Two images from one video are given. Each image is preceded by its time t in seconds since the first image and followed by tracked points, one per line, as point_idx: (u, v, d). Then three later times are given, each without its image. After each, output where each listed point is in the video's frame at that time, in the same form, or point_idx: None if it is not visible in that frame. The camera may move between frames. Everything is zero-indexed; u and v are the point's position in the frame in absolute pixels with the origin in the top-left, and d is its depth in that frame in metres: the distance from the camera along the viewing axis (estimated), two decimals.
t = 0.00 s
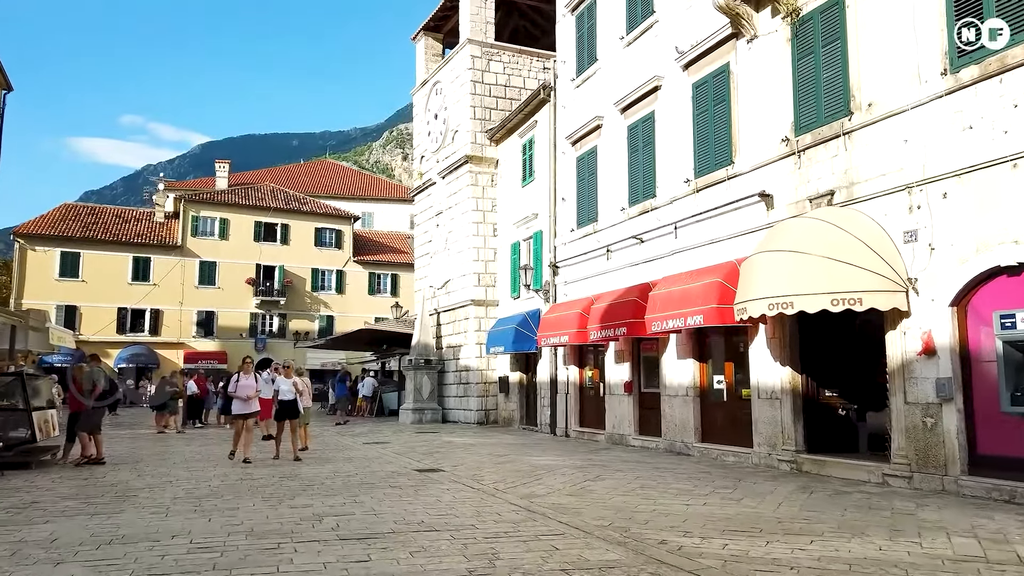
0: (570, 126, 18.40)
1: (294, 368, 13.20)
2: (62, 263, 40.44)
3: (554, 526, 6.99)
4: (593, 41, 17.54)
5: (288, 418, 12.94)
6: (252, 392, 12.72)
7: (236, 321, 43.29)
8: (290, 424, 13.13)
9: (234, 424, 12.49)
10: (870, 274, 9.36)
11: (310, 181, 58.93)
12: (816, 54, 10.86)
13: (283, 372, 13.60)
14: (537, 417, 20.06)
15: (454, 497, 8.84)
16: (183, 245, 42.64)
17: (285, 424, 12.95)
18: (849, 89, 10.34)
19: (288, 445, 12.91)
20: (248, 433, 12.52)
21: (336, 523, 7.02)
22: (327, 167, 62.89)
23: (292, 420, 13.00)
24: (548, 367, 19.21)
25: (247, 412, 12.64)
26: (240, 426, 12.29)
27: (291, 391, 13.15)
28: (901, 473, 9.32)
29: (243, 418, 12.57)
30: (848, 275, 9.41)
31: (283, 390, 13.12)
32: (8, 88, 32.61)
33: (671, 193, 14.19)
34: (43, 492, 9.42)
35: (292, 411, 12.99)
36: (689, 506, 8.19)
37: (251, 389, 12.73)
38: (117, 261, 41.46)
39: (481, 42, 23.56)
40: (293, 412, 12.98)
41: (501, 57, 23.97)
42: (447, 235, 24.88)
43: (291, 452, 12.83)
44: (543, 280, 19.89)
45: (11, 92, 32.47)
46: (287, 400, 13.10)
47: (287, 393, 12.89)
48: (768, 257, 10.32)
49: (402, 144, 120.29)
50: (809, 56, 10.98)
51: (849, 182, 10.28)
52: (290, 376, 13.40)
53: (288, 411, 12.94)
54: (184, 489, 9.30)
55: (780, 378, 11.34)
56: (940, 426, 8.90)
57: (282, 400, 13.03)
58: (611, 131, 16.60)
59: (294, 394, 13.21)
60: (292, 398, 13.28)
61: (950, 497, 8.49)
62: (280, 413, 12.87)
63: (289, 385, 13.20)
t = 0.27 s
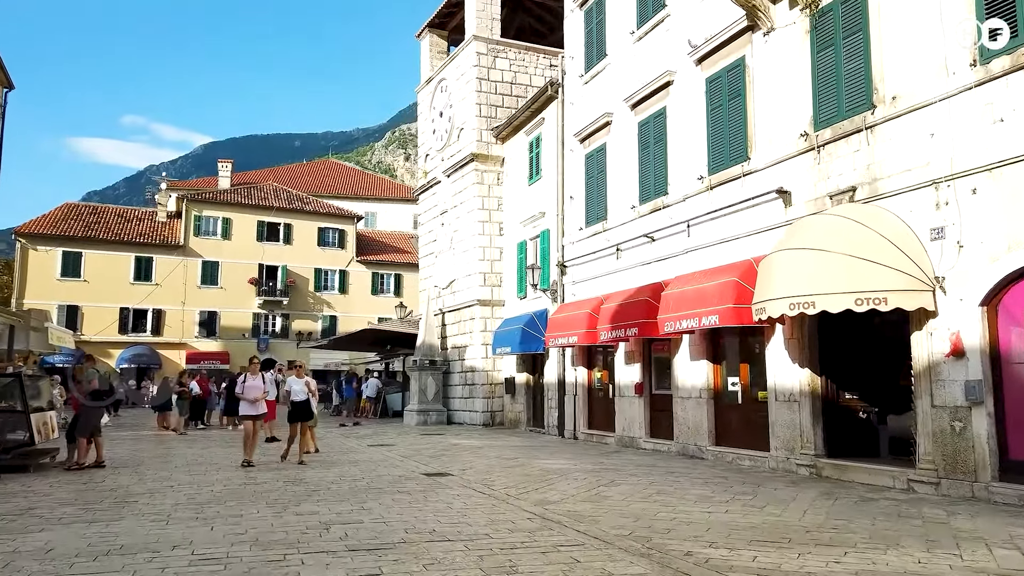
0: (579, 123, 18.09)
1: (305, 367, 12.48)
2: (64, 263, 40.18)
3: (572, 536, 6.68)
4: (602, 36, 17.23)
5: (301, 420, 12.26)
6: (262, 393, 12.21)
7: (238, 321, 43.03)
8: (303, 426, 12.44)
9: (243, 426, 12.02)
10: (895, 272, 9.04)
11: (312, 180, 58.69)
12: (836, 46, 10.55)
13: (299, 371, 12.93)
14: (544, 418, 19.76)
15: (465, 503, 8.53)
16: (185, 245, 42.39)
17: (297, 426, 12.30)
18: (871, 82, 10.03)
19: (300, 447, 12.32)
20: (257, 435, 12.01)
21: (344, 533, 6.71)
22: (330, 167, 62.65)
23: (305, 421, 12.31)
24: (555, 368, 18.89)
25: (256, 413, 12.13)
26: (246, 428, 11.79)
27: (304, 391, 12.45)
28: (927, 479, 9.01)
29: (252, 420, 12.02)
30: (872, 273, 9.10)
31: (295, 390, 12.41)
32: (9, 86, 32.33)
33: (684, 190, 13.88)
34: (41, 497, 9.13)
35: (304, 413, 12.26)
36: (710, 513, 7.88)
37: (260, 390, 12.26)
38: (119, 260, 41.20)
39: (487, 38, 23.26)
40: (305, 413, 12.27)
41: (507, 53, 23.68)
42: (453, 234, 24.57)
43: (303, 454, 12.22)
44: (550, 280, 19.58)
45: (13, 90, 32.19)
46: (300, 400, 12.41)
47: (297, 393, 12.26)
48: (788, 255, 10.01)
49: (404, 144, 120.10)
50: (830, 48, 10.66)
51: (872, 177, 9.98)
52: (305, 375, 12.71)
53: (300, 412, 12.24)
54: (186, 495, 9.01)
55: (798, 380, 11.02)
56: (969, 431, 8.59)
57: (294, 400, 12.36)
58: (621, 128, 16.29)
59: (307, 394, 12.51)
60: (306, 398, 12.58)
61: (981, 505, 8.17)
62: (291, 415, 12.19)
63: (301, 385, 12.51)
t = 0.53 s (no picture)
0: (587, 118, 17.79)
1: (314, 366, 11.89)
2: (66, 262, 39.96)
3: (592, 541, 6.38)
4: (610, 29, 16.93)
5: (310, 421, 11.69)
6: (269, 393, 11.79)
7: (240, 321, 42.77)
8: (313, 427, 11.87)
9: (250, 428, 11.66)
10: (922, 267, 8.73)
11: (315, 180, 58.44)
12: (857, 34, 10.23)
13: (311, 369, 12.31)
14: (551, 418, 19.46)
15: (476, 506, 8.22)
16: (187, 244, 42.15)
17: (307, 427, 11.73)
18: (894, 71, 9.72)
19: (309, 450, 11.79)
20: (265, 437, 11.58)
21: (352, 538, 6.42)
22: (334, 166, 62.41)
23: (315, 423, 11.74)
24: (563, 367, 18.59)
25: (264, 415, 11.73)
26: (252, 431, 11.41)
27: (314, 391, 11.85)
28: (955, 481, 8.70)
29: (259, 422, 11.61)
30: (898, 267, 8.79)
31: (305, 390, 11.81)
32: (9, 83, 32.09)
33: (696, 184, 13.58)
34: (38, 499, 8.84)
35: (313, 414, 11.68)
36: (732, 516, 7.58)
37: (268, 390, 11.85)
38: (121, 259, 40.96)
39: (493, 33, 22.97)
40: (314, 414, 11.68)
41: (513, 49, 23.38)
42: (458, 232, 24.27)
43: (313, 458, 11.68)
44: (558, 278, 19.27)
45: (13, 88, 31.92)
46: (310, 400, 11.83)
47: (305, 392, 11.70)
48: (810, 249, 9.71)
49: (406, 144, 119.96)
50: (850, 37, 10.35)
51: (895, 169, 9.67)
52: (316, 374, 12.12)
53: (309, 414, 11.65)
54: (188, 497, 8.72)
55: (818, 379, 10.72)
56: (999, 430, 8.30)
57: (303, 401, 11.81)
58: (631, 122, 15.99)
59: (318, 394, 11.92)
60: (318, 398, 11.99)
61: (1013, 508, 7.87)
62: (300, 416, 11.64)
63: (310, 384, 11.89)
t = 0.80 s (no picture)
0: (597, 113, 17.44)
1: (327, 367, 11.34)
2: (68, 262, 39.69)
3: (619, 554, 6.03)
4: (622, 23, 16.57)
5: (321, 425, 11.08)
6: (279, 395, 11.43)
7: (244, 321, 42.47)
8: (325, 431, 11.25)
9: (259, 429, 11.33)
10: (957, 264, 8.37)
11: (319, 179, 58.17)
12: (884, 23, 9.87)
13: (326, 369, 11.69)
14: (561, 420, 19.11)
15: (492, 514, 7.87)
16: (191, 244, 41.89)
17: (317, 431, 11.14)
18: (924, 60, 9.36)
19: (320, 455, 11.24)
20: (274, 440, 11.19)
21: (365, 550, 6.08)
22: (338, 165, 62.10)
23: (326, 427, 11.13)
24: (573, 368, 18.24)
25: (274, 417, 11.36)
26: (259, 433, 11.07)
27: (326, 394, 11.28)
28: (991, 487, 8.34)
29: (267, 423, 11.24)
30: (931, 264, 8.44)
31: (317, 392, 11.23)
32: (11, 82, 31.81)
33: (713, 180, 13.23)
34: (36, 506, 8.52)
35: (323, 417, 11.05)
36: (762, 525, 7.23)
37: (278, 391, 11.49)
38: (124, 259, 40.68)
39: (499, 29, 22.62)
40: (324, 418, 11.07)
41: (520, 45, 23.04)
42: (464, 231, 23.92)
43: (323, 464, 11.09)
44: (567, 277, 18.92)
45: (15, 86, 31.64)
46: (322, 403, 11.27)
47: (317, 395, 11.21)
48: (838, 246, 9.34)
49: (409, 144, 119.72)
50: (876, 25, 9.97)
51: (925, 162, 9.32)
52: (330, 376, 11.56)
53: (319, 417, 11.05)
54: (191, 504, 8.39)
55: (842, 380, 10.35)
56: None
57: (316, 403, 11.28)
58: (643, 117, 15.63)
59: (330, 397, 11.34)
60: (331, 401, 11.41)
61: None
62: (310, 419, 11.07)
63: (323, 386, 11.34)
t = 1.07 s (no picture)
0: (609, 108, 17.11)
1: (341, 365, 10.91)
2: (71, 261, 39.45)
3: (649, 561, 5.72)
4: (634, 15, 16.24)
5: (335, 425, 10.76)
6: (292, 394, 10.93)
7: (247, 321, 42.19)
8: (340, 431, 10.91)
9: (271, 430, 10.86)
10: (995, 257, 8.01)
11: (323, 179, 57.92)
12: (913, 8, 9.51)
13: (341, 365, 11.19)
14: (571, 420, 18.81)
15: (511, 519, 7.56)
16: (194, 243, 41.62)
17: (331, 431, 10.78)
18: (956, 47, 9.01)
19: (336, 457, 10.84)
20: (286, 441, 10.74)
21: (382, 556, 5.78)
22: (341, 164, 61.81)
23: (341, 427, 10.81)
24: (584, 367, 17.93)
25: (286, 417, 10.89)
26: (270, 435, 10.64)
27: (340, 392, 10.79)
28: None
29: (279, 425, 10.78)
30: (967, 258, 8.08)
31: (330, 390, 10.74)
32: (14, 79, 31.54)
33: (730, 174, 12.89)
34: (37, 508, 8.23)
35: (337, 417, 10.73)
36: (795, 530, 6.91)
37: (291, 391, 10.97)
38: (127, 258, 40.43)
39: (507, 24, 22.31)
40: (338, 418, 10.75)
41: (528, 40, 22.71)
42: (471, 228, 23.61)
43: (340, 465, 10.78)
44: (577, 274, 18.60)
45: (18, 83, 31.38)
46: (336, 402, 10.78)
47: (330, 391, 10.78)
48: (866, 241, 9.03)
49: (412, 144, 119.49)
50: (904, 12, 9.63)
51: (957, 153, 8.99)
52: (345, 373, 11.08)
53: (333, 417, 10.74)
54: (197, 506, 8.09)
55: (868, 379, 10.02)
56: None
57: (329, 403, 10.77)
58: (656, 111, 15.30)
59: (344, 396, 10.84)
60: (345, 399, 10.91)
61: None
62: (324, 419, 10.74)
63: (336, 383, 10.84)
